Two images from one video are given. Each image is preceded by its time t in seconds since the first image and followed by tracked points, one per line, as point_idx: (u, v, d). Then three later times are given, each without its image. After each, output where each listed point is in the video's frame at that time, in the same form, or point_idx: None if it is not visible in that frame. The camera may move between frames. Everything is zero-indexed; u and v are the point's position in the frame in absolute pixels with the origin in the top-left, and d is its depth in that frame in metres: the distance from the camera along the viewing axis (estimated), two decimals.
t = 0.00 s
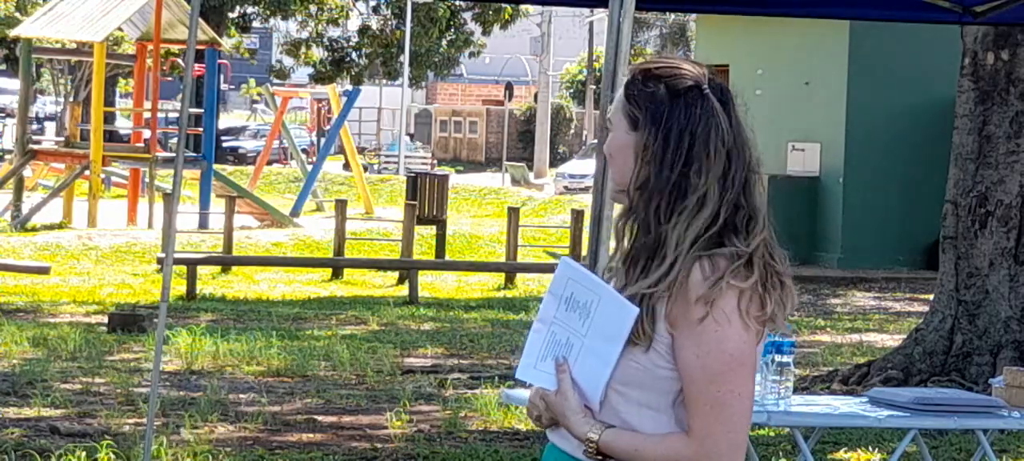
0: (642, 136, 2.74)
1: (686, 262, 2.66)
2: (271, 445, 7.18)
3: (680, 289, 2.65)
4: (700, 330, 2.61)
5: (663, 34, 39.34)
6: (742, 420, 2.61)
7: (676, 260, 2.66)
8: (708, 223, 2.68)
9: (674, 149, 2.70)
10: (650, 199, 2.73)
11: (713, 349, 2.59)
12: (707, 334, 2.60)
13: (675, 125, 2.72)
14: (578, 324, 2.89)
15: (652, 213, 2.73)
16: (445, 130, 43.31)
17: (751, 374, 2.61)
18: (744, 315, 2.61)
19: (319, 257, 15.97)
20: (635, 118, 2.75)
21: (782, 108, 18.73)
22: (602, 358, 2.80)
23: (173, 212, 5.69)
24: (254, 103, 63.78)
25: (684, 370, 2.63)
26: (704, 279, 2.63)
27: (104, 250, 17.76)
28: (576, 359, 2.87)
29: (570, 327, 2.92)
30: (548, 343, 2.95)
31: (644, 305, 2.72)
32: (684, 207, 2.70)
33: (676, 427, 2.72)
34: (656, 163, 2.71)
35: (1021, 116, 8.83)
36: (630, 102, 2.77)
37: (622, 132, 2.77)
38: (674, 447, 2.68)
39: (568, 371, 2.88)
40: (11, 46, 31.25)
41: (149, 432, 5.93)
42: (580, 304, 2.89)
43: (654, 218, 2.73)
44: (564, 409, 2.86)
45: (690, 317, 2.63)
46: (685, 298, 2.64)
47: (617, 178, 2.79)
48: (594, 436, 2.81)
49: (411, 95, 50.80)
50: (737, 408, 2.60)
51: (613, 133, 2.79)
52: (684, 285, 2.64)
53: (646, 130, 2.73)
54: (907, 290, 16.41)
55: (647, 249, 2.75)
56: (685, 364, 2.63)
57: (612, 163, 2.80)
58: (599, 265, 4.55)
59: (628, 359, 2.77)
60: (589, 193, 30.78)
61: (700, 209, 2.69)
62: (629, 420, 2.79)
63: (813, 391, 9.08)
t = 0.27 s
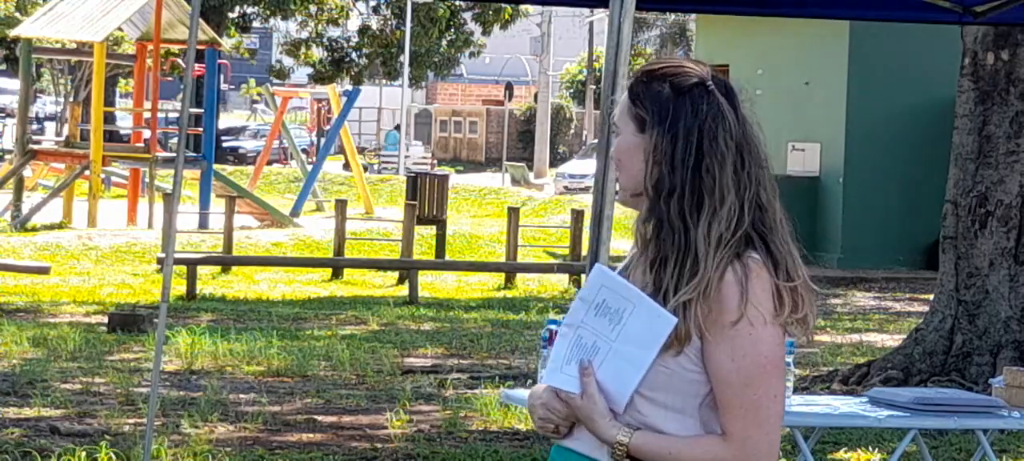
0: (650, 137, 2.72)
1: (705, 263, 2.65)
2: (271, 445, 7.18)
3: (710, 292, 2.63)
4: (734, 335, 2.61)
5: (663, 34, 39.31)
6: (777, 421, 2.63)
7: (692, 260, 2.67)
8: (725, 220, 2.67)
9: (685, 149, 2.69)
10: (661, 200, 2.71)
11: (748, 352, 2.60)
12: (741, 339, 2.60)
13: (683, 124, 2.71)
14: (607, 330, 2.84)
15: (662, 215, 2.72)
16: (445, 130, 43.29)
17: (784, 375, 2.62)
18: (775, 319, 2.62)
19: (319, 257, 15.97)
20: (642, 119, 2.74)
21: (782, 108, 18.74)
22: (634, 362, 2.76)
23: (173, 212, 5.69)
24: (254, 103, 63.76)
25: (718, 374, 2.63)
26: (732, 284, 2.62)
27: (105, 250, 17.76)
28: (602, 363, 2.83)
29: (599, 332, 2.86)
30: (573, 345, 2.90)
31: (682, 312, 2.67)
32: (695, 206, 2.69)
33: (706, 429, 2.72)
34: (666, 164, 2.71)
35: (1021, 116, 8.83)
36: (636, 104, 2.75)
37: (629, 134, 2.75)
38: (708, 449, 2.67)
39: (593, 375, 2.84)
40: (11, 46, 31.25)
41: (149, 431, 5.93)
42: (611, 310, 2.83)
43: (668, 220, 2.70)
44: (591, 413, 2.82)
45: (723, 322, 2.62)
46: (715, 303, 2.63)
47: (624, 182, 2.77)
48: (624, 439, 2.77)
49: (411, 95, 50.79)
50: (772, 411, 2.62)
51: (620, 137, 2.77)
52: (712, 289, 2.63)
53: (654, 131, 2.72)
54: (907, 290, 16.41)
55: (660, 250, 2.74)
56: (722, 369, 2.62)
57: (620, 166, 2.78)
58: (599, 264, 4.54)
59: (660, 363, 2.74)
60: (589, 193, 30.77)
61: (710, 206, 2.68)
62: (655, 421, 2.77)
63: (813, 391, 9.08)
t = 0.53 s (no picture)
0: (671, 136, 2.69)
1: (724, 266, 2.61)
2: (271, 445, 7.18)
3: (731, 296, 2.60)
4: (756, 336, 2.57)
5: (663, 34, 39.30)
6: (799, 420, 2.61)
7: (707, 263, 2.63)
8: (746, 224, 2.64)
9: (708, 150, 2.67)
10: (681, 200, 2.67)
11: (772, 352, 2.56)
12: (764, 338, 2.56)
13: (706, 126, 2.68)
14: (632, 333, 2.74)
15: (679, 215, 2.67)
16: (445, 130, 43.27)
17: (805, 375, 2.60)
18: (795, 320, 2.59)
19: (319, 257, 15.96)
20: (662, 118, 2.70)
21: (782, 108, 18.73)
22: (658, 365, 2.68)
23: (173, 212, 5.68)
24: (253, 103, 63.74)
25: (741, 375, 2.59)
26: (753, 285, 2.58)
27: (105, 250, 17.75)
28: (625, 365, 2.74)
29: (623, 334, 2.76)
30: (594, 346, 2.79)
31: (706, 313, 2.62)
32: (715, 210, 2.66)
33: (726, 430, 2.68)
34: (687, 166, 2.67)
35: (1021, 116, 8.83)
36: (656, 103, 2.72)
37: (645, 132, 2.71)
38: (734, 449, 2.62)
39: (613, 378, 2.75)
40: (11, 46, 31.25)
41: (149, 431, 5.92)
42: (638, 313, 2.72)
43: (686, 219, 2.67)
44: (612, 416, 2.74)
45: (745, 324, 2.58)
46: (735, 305, 2.59)
47: (636, 181, 2.72)
48: (646, 442, 2.71)
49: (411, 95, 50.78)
50: (795, 411, 2.59)
51: (633, 136, 2.73)
52: (734, 290, 2.59)
53: (675, 131, 2.69)
54: (907, 290, 16.41)
55: (672, 252, 2.70)
56: (746, 369, 2.58)
57: (630, 165, 2.73)
58: (601, 264, 4.52)
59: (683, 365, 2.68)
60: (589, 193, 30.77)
61: (729, 209, 2.65)
62: (672, 423, 2.72)
63: (813, 391, 9.08)
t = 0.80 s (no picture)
0: (684, 138, 2.67)
1: (745, 267, 2.58)
2: (271, 445, 7.18)
3: (748, 297, 2.57)
4: (772, 338, 2.54)
5: (663, 34, 39.32)
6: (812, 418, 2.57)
7: (725, 263, 2.61)
8: (766, 223, 2.62)
9: (724, 151, 2.65)
10: (700, 202, 2.65)
11: (787, 353, 2.53)
12: (780, 338, 2.54)
13: (720, 127, 2.67)
14: (650, 333, 2.65)
15: (699, 216, 2.65)
16: (445, 130, 43.29)
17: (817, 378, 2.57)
18: (809, 321, 2.57)
19: (319, 257, 15.97)
20: (675, 119, 2.68)
21: (782, 108, 18.71)
22: (674, 366, 2.61)
23: (173, 212, 5.68)
24: (254, 103, 63.76)
25: (755, 375, 2.55)
26: (769, 285, 2.56)
27: (104, 250, 17.75)
28: (639, 365, 2.64)
29: (640, 334, 2.66)
30: (609, 346, 2.68)
31: (722, 313, 2.58)
32: (734, 211, 2.64)
33: (735, 432, 2.63)
34: (704, 167, 2.65)
35: (1021, 116, 8.83)
36: (666, 107, 2.70)
37: (657, 135, 2.69)
38: (745, 451, 2.58)
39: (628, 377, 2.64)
40: (11, 46, 31.26)
41: (149, 431, 5.92)
42: (657, 315, 2.63)
43: (703, 220, 2.65)
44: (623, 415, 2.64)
45: (762, 324, 2.55)
46: (752, 306, 2.56)
47: (650, 185, 2.69)
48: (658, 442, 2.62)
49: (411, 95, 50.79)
50: (808, 414, 2.56)
51: (644, 139, 2.70)
52: (750, 290, 2.57)
53: (690, 132, 2.67)
54: (907, 290, 16.40)
55: (689, 253, 2.67)
56: (760, 369, 2.54)
57: (642, 169, 2.70)
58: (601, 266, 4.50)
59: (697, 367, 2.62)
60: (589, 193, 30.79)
61: (747, 209, 2.64)
62: (682, 423, 2.65)
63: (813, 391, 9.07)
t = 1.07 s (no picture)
0: (680, 144, 2.67)
1: (742, 270, 2.58)
2: (271, 445, 7.19)
3: (743, 302, 2.57)
4: (766, 342, 2.54)
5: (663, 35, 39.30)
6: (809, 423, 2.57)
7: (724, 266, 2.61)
8: (765, 228, 2.62)
9: (720, 155, 2.65)
10: (700, 207, 2.65)
11: (782, 358, 2.54)
12: (775, 344, 2.54)
13: (716, 132, 2.66)
14: (643, 336, 2.64)
15: (697, 221, 2.65)
16: (445, 130, 43.29)
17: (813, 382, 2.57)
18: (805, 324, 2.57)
19: (319, 257, 15.97)
20: (669, 126, 2.68)
21: (782, 108, 18.75)
22: (670, 370, 2.62)
23: (173, 212, 5.68)
24: (254, 103, 63.76)
25: (749, 379, 2.56)
26: (767, 289, 2.56)
27: (105, 250, 17.75)
28: (635, 369, 2.65)
29: (635, 338, 2.65)
30: (603, 349, 2.67)
31: (717, 317, 2.58)
32: (733, 214, 2.64)
33: (731, 435, 2.64)
34: (702, 172, 2.65)
35: (1021, 116, 8.83)
36: (661, 113, 2.70)
37: (654, 141, 2.69)
38: (740, 453, 2.58)
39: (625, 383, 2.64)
40: (12, 46, 31.25)
41: (149, 432, 5.92)
42: (651, 319, 2.62)
43: (701, 225, 2.65)
44: (620, 419, 2.64)
45: (756, 328, 2.55)
46: (750, 310, 2.56)
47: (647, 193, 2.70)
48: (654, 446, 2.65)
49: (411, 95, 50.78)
50: (804, 416, 2.56)
51: (640, 146, 2.71)
52: (746, 293, 2.57)
53: (687, 138, 2.67)
54: (907, 290, 16.41)
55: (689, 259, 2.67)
56: (756, 373, 2.55)
57: (640, 173, 2.71)
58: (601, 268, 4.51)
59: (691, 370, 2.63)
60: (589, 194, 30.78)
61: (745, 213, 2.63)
62: (680, 425, 2.67)
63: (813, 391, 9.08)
